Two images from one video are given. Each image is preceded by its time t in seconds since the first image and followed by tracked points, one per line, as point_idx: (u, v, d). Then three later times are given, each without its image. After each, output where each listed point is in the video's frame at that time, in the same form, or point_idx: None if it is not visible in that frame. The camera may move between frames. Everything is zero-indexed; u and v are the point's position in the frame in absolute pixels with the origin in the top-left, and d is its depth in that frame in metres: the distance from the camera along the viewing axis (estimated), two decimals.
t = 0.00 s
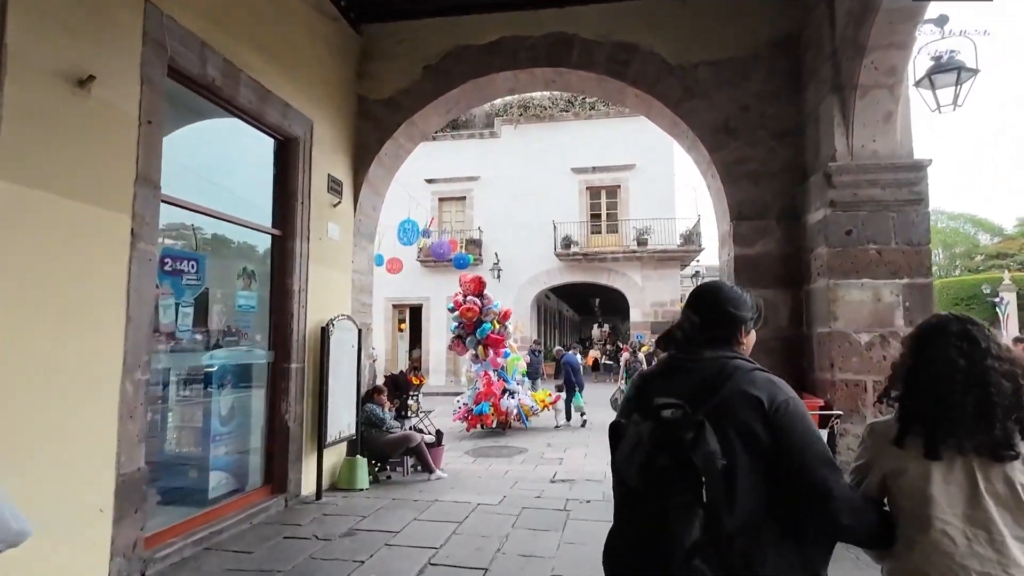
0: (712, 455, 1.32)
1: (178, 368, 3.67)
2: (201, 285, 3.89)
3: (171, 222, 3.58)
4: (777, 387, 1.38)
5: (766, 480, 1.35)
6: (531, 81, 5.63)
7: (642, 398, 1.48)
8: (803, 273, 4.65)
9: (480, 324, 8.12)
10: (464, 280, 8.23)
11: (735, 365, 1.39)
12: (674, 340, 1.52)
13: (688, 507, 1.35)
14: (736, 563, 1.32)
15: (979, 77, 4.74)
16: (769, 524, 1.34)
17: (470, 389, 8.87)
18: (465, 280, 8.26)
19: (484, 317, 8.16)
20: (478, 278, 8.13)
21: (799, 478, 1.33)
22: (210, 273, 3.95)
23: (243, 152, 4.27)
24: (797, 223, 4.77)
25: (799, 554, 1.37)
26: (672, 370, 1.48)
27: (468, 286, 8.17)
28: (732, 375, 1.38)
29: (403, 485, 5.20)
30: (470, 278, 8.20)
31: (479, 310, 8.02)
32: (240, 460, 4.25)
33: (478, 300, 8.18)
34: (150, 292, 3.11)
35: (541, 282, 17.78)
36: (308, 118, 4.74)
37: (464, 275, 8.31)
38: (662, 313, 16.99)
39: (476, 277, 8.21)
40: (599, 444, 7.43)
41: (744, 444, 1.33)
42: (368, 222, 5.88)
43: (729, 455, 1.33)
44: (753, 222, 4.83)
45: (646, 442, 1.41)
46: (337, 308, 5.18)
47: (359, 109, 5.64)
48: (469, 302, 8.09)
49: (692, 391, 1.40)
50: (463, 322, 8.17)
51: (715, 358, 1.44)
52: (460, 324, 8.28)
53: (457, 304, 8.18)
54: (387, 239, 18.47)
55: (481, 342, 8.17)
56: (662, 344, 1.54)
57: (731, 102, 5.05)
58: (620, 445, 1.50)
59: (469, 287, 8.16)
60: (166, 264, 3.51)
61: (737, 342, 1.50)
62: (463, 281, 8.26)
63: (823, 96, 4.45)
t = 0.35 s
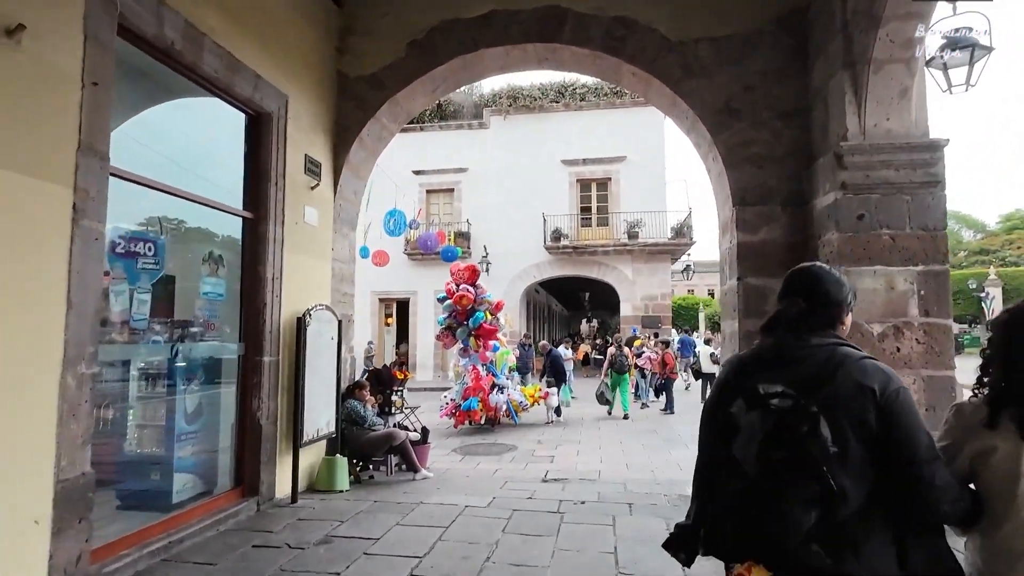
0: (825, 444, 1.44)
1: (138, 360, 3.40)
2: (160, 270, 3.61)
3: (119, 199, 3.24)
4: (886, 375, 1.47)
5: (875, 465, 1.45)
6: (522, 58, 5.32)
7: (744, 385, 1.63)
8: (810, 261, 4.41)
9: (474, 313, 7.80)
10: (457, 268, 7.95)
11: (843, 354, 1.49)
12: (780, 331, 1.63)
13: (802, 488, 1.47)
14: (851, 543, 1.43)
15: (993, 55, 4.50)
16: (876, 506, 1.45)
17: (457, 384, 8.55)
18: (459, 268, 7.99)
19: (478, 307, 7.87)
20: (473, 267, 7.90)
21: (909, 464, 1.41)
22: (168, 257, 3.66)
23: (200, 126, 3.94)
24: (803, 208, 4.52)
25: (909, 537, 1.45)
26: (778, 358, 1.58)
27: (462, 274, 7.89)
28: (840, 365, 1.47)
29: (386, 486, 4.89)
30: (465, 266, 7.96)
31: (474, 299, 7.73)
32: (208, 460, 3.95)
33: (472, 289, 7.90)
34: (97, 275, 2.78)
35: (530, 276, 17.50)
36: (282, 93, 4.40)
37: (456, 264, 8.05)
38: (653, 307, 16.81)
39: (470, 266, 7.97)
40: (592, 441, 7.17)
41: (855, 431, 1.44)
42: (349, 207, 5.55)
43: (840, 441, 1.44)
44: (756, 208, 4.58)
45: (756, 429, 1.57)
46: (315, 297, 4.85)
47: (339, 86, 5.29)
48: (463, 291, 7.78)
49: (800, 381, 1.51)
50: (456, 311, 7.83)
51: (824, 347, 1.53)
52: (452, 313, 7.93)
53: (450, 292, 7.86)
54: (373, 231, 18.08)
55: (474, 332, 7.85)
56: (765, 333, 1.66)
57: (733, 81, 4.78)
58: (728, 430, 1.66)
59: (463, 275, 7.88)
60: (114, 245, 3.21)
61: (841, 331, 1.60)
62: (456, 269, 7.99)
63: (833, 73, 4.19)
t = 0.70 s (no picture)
0: (911, 462, 1.48)
1: (87, 362, 3.13)
2: (100, 261, 3.32)
3: (54, 179, 2.87)
4: (968, 395, 1.49)
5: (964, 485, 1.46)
6: (508, 36, 4.98)
7: (821, 405, 1.66)
8: (814, 254, 4.14)
9: (460, 308, 7.46)
10: (444, 260, 7.64)
11: (925, 374, 1.51)
12: (855, 351, 1.64)
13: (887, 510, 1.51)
14: (941, 559, 1.45)
15: (1005, 39, 4.26)
16: (966, 524, 1.47)
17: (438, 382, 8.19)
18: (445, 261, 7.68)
19: (465, 301, 7.54)
20: (460, 259, 7.61)
21: (996, 482, 1.43)
22: (105, 247, 3.34)
23: (145, 104, 3.58)
24: (806, 198, 4.25)
25: (993, 552, 1.48)
26: (856, 380, 1.61)
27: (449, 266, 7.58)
28: (922, 387, 1.50)
29: (361, 495, 4.55)
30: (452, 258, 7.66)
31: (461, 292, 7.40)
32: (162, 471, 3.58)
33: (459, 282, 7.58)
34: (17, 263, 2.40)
35: (515, 270, 17.18)
36: (245, 69, 4.01)
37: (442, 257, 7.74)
38: (639, 302, 16.60)
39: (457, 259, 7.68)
40: (580, 442, 6.89)
41: (940, 452, 1.46)
42: (322, 195, 5.17)
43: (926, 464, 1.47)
44: (756, 198, 4.30)
45: (837, 450, 1.59)
46: (283, 292, 4.46)
47: (310, 65, 4.91)
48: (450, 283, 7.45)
49: (882, 400, 1.54)
50: (442, 305, 7.48)
51: (903, 368, 1.56)
52: (437, 308, 7.57)
53: (436, 286, 7.51)
54: (354, 225, 17.61)
55: (461, 327, 7.49)
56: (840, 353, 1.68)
57: (733, 63, 4.49)
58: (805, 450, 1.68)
59: (450, 267, 7.57)
60: (42, 231, 2.85)
61: (918, 349, 1.61)
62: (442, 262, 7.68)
63: (840, 53, 3.92)
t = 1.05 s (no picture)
0: (1014, 427, 1.61)
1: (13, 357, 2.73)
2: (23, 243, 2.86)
3: None
4: None
5: None
6: (494, 6, 4.63)
7: (913, 371, 1.78)
8: (822, 240, 3.86)
9: (447, 301, 7.11)
10: (429, 250, 7.24)
11: None
12: (952, 321, 1.75)
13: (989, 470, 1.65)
14: None
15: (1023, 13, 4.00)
16: None
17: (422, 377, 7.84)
18: (430, 251, 7.29)
19: (452, 293, 7.19)
20: (446, 249, 7.24)
21: None
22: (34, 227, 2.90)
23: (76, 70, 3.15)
24: (813, 180, 3.97)
25: None
26: (953, 349, 1.72)
27: (435, 257, 7.20)
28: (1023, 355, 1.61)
29: (335, 500, 4.21)
30: (438, 248, 7.27)
31: (449, 284, 7.05)
32: (107, 478, 3.21)
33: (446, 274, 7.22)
34: None
35: (502, 263, 16.85)
36: (203, 32, 3.63)
37: (426, 246, 7.34)
38: (628, 296, 16.36)
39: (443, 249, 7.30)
40: (569, 439, 6.59)
41: None
42: (293, 177, 4.79)
43: None
44: (760, 179, 4.01)
45: (931, 413, 1.71)
46: (248, 280, 4.09)
47: (279, 34, 4.52)
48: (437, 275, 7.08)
49: (981, 367, 1.66)
50: (428, 298, 7.10)
51: (1001, 336, 1.66)
52: (422, 301, 7.19)
53: (421, 277, 7.12)
54: (337, 216, 17.15)
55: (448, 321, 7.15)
56: (934, 325, 1.79)
57: (736, 34, 4.18)
58: (896, 415, 1.82)
59: (436, 258, 7.19)
60: None
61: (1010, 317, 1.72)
62: (426, 252, 7.28)
63: (851, 22, 3.63)
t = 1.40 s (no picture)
0: None
1: None
2: None
3: None
4: None
5: None
6: None
7: None
8: (839, 229, 3.58)
9: (437, 299, 6.78)
10: (415, 245, 6.90)
11: None
12: None
13: None
14: None
15: None
16: None
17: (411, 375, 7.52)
18: (416, 245, 6.95)
19: (442, 291, 6.86)
20: (433, 244, 6.91)
21: None
22: None
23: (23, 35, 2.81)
24: (830, 164, 3.69)
25: None
26: None
27: (422, 252, 6.87)
28: None
29: (313, 510, 3.90)
30: (424, 242, 6.93)
31: (439, 281, 6.73)
32: (57, 489, 2.88)
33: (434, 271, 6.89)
34: None
35: (495, 257, 16.54)
36: None
37: (412, 240, 6.99)
38: (623, 290, 16.11)
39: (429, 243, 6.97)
40: (565, 439, 6.32)
41: None
42: (270, 161, 4.46)
43: None
44: (774, 163, 3.72)
45: None
46: (218, 272, 3.75)
47: (254, 6, 4.17)
48: (426, 272, 6.75)
49: None
50: (417, 296, 6.76)
51: None
52: (411, 299, 6.85)
53: (408, 274, 6.79)
54: (326, 209, 16.76)
55: (439, 320, 6.82)
56: None
57: (747, 7, 3.88)
58: None
59: (423, 253, 6.86)
60: None
61: None
62: (412, 247, 6.94)
63: None
